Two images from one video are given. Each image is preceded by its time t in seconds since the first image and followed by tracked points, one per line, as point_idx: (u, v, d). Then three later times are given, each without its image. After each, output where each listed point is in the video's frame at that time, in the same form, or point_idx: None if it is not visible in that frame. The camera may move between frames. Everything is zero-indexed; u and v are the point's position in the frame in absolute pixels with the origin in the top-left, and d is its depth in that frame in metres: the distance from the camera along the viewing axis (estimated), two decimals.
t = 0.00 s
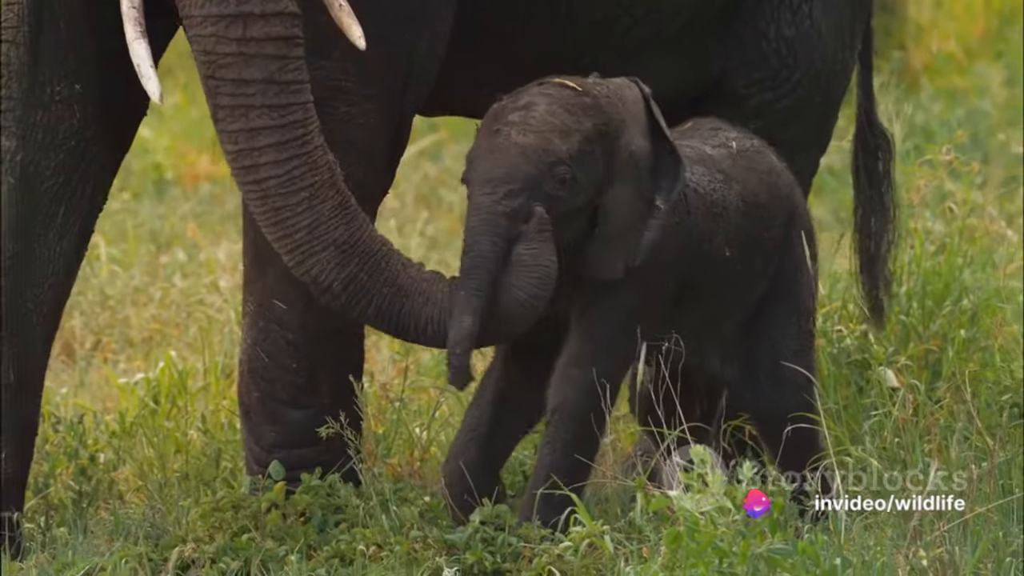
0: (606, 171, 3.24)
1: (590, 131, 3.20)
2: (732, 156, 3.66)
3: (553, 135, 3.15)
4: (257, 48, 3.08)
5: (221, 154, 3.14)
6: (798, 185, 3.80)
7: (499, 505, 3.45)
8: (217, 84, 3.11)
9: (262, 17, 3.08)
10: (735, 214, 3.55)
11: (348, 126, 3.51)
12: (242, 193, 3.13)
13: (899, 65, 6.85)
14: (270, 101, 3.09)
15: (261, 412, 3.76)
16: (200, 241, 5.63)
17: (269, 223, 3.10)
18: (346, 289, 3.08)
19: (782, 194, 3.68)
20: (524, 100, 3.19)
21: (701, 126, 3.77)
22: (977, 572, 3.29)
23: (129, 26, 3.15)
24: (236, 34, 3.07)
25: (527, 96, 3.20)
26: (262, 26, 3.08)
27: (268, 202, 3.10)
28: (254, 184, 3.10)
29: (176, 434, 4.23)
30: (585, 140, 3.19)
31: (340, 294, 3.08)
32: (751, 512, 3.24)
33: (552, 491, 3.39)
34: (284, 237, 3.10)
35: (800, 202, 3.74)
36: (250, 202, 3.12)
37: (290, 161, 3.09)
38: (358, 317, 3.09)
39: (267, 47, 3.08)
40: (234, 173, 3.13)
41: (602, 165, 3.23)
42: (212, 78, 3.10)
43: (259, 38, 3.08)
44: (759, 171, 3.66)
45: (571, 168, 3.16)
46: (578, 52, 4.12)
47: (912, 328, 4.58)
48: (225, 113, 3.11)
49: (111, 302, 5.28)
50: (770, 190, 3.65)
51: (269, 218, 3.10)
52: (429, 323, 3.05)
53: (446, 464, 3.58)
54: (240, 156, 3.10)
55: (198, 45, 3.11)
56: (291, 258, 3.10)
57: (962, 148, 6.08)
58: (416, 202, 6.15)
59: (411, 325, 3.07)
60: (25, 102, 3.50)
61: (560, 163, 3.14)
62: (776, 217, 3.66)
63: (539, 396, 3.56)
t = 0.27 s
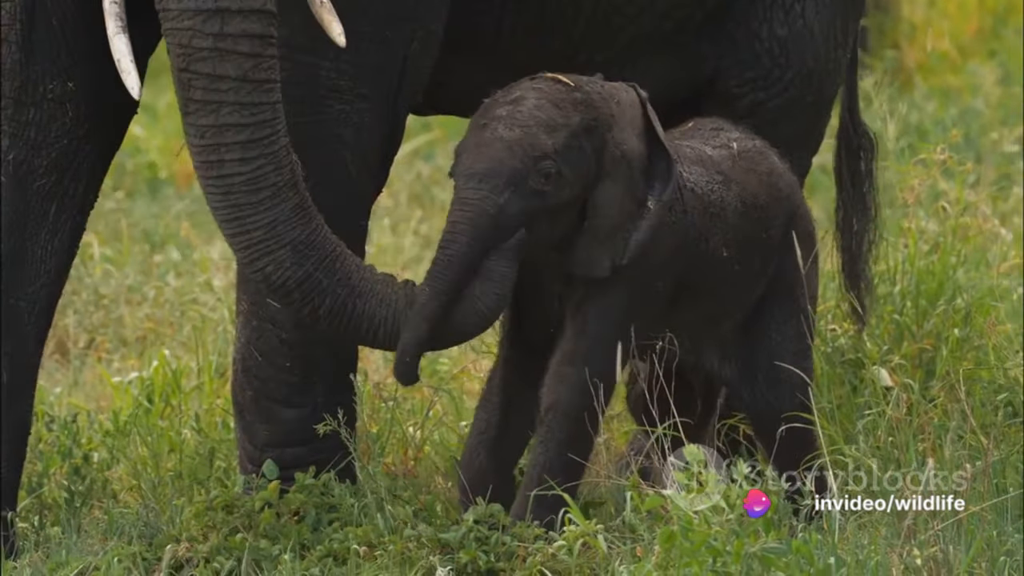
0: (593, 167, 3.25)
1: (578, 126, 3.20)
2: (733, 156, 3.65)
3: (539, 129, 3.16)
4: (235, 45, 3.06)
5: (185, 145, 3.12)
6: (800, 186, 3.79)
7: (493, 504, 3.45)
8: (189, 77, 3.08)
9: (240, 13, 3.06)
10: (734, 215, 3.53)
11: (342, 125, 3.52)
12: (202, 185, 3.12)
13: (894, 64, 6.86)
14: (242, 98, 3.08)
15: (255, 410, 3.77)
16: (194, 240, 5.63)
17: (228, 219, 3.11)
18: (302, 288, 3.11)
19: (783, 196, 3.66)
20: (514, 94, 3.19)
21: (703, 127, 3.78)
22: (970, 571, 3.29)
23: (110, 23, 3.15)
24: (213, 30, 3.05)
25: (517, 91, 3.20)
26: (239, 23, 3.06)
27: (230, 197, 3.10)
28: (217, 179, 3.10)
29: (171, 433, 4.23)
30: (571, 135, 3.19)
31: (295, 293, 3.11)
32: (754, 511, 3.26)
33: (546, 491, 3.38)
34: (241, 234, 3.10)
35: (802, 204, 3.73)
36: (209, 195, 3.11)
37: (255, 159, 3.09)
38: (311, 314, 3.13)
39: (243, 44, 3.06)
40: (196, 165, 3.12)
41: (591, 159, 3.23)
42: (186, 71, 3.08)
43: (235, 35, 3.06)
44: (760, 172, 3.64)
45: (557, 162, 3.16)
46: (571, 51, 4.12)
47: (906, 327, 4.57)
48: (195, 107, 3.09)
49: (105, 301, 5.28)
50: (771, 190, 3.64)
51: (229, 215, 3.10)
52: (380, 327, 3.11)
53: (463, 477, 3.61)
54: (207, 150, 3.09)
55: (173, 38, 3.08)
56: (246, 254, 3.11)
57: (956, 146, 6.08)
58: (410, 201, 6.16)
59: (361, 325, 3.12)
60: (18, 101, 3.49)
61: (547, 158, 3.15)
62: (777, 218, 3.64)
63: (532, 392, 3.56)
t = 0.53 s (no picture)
0: (601, 167, 3.28)
1: (587, 125, 3.26)
2: (744, 160, 3.65)
3: (546, 128, 3.22)
4: (217, 50, 3.07)
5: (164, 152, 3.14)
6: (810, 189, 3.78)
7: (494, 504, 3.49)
8: (171, 83, 3.09)
9: (222, 19, 3.07)
10: (743, 219, 3.55)
11: (340, 127, 3.52)
12: (182, 192, 3.13)
13: (893, 64, 6.86)
14: (224, 104, 3.10)
15: (255, 411, 3.77)
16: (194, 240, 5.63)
17: (208, 226, 3.12)
18: (283, 293, 3.14)
19: (794, 201, 3.66)
20: (524, 93, 3.26)
21: (715, 129, 3.78)
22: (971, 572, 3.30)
23: (93, 27, 3.13)
24: (196, 35, 3.06)
25: (526, 90, 3.27)
26: (221, 28, 3.07)
27: (210, 203, 3.11)
28: (196, 185, 3.11)
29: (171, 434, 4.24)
30: (579, 134, 3.24)
31: (275, 298, 3.14)
32: (753, 512, 3.25)
33: (547, 491, 3.38)
34: (221, 240, 3.12)
35: (811, 209, 3.72)
36: (188, 201, 3.13)
37: (236, 165, 3.11)
38: (291, 319, 3.16)
39: (226, 50, 3.08)
40: (174, 171, 3.13)
41: (600, 157, 3.27)
42: (168, 77, 3.09)
43: (218, 40, 3.07)
44: (771, 175, 3.64)
45: (564, 161, 3.22)
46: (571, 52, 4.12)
47: (907, 327, 4.57)
48: (177, 113, 3.10)
49: (106, 302, 5.28)
50: (781, 195, 3.64)
51: (210, 221, 3.12)
52: (363, 331, 3.17)
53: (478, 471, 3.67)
54: (189, 156, 3.11)
55: (155, 42, 3.09)
56: (225, 260, 3.13)
57: (956, 146, 6.09)
58: (410, 201, 6.16)
59: (343, 329, 3.17)
60: (18, 101, 3.49)
61: (553, 156, 3.21)
62: (787, 221, 3.64)
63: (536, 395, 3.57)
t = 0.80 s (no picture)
0: (610, 174, 3.30)
1: (596, 132, 3.27)
2: (754, 168, 3.65)
3: (555, 133, 3.24)
4: (213, 63, 3.08)
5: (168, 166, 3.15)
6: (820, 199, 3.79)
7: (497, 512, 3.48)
8: (169, 98, 3.10)
9: (217, 31, 3.08)
10: (752, 227, 3.55)
11: (340, 133, 3.52)
12: (187, 205, 3.14)
13: (896, 71, 6.86)
14: (223, 115, 3.10)
15: (255, 417, 3.77)
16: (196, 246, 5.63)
17: (216, 238, 3.13)
18: (296, 300, 3.15)
19: (803, 209, 3.68)
20: (534, 99, 3.28)
21: (724, 137, 3.77)
22: None
23: (84, 40, 3.16)
24: (191, 49, 3.07)
25: (537, 97, 3.29)
26: (216, 41, 3.08)
27: (217, 216, 3.12)
28: (202, 198, 3.12)
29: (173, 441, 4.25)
30: (588, 140, 3.26)
31: (289, 305, 3.15)
32: (754, 511, 3.31)
33: (550, 498, 3.37)
34: (231, 251, 3.13)
35: (820, 217, 3.74)
36: (195, 215, 3.14)
37: (239, 176, 3.12)
38: (306, 325, 3.17)
39: (222, 63, 3.09)
40: (179, 186, 3.14)
41: (608, 163, 3.29)
42: (166, 92, 3.10)
43: (213, 53, 3.08)
44: (780, 184, 3.65)
45: (572, 167, 3.24)
46: (570, 58, 4.12)
47: (909, 333, 4.57)
48: (177, 127, 3.11)
49: (108, 308, 5.29)
50: (790, 203, 3.65)
51: (217, 233, 3.13)
52: (377, 331, 3.17)
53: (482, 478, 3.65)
54: (192, 170, 3.11)
55: (151, 58, 3.09)
56: (236, 271, 3.15)
57: (958, 152, 6.09)
58: (413, 207, 6.16)
59: (357, 333, 3.18)
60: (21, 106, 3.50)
61: (562, 162, 3.23)
62: (795, 231, 3.65)
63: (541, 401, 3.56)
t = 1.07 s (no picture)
0: (614, 181, 3.32)
1: (599, 139, 3.29)
2: (757, 176, 3.66)
3: (558, 140, 3.25)
4: (214, 77, 3.08)
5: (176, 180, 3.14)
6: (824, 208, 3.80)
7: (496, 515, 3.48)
8: (173, 113, 3.10)
9: (218, 45, 3.07)
10: (755, 233, 3.57)
11: (339, 139, 3.52)
12: (196, 219, 3.14)
13: (894, 77, 6.87)
14: (228, 128, 3.10)
15: (254, 423, 3.77)
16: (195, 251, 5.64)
17: (227, 250, 3.13)
18: (309, 307, 3.15)
19: (806, 217, 3.68)
20: (537, 107, 3.29)
21: (728, 146, 3.78)
22: None
23: (81, 56, 3.18)
24: (193, 64, 3.07)
25: (539, 104, 3.30)
26: (218, 54, 3.07)
27: (226, 227, 3.12)
28: (211, 211, 3.12)
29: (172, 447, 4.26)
30: (591, 147, 3.27)
31: (303, 312, 3.15)
32: (754, 511, 3.36)
33: (548, 502, 3.37)
34: (242, 261, 3.13)
35: (824, 224, 3.74)
36: (205, 227, 3.13)
37: (247, 186, 3.12)
38: (320, 332, 3.17)
39: (223, 76, 3.08)
40: (187, 200, 3.13)
41: (612, 169, 3.30)
42: (170, 107, 3.10)
43: (215, 67, 3.07)
44: (783, 192, 3.66)
45: (575, 173, 3.24)
46: (569, 63, 4.12)
47: (908, 338, 4.57)
48: (182, 142, 3.10)
49: (107, 313, 5.29)
50: (793, 211, 3.66)
51: (227, 245, 3.12)
52: (391, 335, 3.17)
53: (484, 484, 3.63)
54: (199, 183, 3.11)
55: (154, 74, 3.09)
56: (248, 282, 3.14)
57: (957, 159, 6.09)
58: (411, 213, 6.16)
59: (371, 339, 3.17)
60: (27, 113, 3.46)
61: (565, 168, 3.24)
62: (797, 239, 3.66)
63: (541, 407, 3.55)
